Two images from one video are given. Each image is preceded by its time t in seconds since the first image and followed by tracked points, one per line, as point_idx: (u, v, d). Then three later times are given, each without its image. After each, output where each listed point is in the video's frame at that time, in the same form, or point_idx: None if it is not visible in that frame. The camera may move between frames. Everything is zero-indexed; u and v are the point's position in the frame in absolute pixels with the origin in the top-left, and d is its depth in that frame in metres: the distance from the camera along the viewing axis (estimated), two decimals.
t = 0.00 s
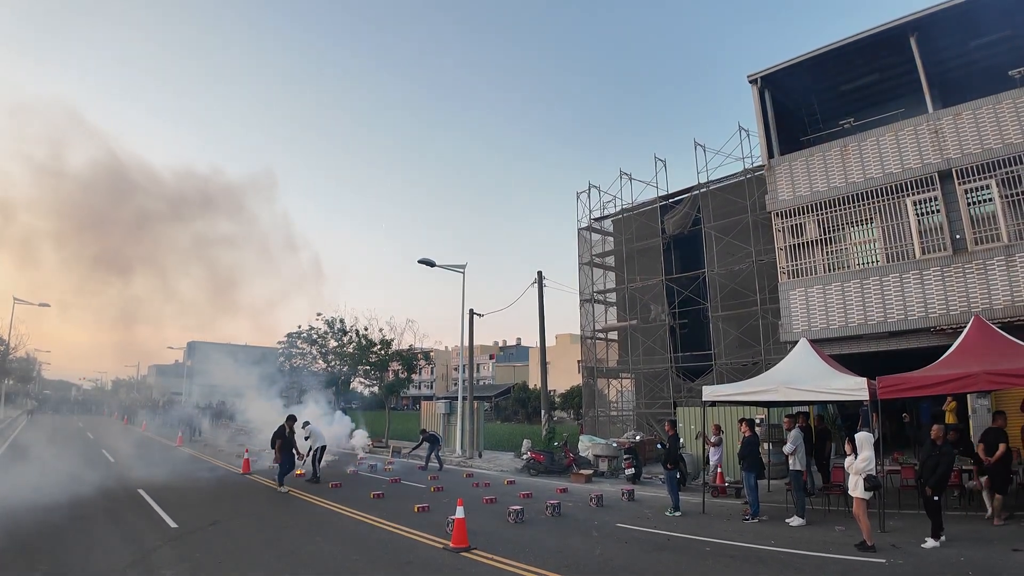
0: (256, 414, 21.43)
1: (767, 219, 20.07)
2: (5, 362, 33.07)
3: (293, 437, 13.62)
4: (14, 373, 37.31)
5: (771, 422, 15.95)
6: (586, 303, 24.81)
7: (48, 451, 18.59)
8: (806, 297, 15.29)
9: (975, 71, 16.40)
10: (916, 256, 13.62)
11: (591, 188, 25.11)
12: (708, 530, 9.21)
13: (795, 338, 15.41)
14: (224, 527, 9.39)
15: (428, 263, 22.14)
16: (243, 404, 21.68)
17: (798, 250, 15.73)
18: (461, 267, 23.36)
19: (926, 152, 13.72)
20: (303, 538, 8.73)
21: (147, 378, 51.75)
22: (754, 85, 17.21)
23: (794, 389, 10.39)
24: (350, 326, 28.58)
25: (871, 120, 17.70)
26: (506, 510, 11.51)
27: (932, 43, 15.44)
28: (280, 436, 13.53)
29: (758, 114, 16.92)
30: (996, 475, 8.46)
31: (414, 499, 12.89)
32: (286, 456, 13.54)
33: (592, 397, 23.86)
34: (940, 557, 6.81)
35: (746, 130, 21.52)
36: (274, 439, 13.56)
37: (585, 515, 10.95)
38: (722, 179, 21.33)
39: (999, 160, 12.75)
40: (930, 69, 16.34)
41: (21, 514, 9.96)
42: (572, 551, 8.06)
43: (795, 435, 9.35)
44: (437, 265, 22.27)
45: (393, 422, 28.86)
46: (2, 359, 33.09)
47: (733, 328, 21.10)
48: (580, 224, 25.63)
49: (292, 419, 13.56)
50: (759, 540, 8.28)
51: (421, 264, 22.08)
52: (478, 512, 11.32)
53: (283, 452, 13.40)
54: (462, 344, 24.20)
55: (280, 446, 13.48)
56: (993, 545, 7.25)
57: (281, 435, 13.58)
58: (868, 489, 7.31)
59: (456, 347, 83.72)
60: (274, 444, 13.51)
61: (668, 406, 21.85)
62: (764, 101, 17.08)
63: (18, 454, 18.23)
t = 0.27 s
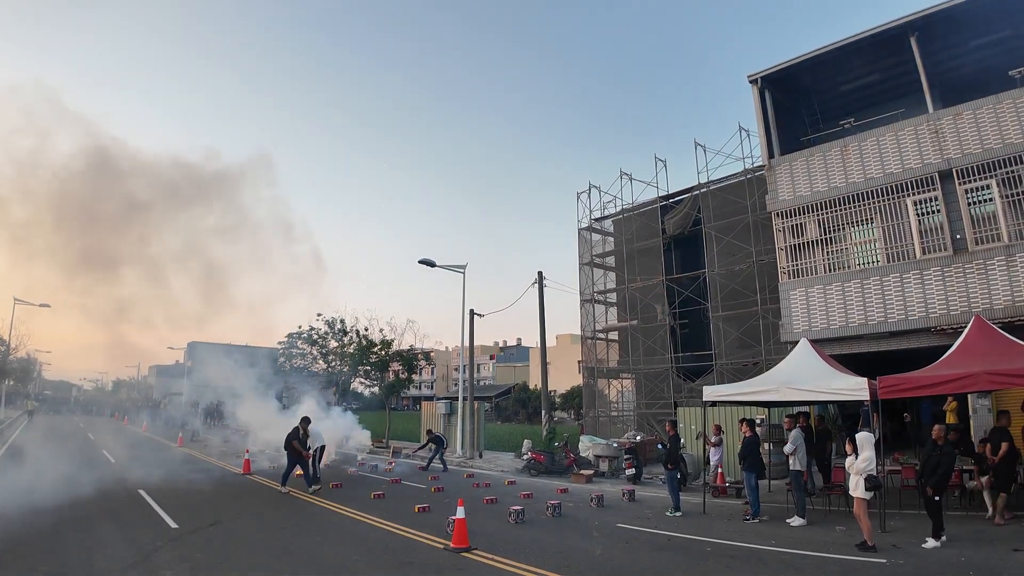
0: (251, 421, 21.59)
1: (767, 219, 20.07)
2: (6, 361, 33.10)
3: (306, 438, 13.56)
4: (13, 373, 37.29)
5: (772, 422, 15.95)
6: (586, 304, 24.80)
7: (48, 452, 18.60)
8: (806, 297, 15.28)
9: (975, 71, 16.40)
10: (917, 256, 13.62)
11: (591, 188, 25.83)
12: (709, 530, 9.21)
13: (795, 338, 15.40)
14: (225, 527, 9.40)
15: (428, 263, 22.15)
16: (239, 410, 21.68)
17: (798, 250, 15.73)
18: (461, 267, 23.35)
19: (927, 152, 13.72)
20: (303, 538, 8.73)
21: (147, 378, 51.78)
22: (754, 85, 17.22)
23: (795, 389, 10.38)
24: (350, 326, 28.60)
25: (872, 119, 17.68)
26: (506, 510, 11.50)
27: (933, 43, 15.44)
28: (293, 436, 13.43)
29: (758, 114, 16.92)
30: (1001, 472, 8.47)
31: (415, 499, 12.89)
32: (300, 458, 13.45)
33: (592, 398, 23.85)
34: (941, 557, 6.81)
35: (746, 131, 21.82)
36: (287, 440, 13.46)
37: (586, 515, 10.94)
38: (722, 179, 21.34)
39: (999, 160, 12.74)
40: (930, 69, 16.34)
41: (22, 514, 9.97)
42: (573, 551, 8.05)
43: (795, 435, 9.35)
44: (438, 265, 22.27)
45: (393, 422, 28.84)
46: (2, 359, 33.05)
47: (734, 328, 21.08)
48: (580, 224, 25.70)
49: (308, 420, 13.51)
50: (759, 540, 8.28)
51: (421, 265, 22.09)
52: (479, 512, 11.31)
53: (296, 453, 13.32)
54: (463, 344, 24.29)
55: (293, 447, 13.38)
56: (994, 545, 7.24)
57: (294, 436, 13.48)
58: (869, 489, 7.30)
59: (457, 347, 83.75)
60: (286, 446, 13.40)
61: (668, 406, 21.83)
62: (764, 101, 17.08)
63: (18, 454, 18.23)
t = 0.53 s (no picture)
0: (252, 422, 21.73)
1: (768, 219, 20.06)
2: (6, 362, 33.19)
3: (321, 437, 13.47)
4: (15, 374, 37.34)
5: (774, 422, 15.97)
6: (587, 304, 24.80)
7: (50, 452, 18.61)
8: (808, 298, 15.27)
9: (976, 71, 16.40)
10: (918, 256, 13.61)
11: (591, 189, 25.74)
12: (710, 530, 9.20)
13: (796, 338, 15.40)
14: (226, 527, 9.41)
15: (429, 263, 22.15)
16: (239, 410, 21.79)
17: (799, 250, 15.72)
18: (462, 268, 23.29)
19: (927, 152, 13.71)
20: (305, 538, 8.75)
21: (148, 378, 51.81)
22: (755, 85, 17.21)
23: (796, 389, 10.38)
24: (351, 326, 28.63)
25: (873, 119, 17.67)
26: (507, 510, 11.49)
27: (934, 43, 15.44)
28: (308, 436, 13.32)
29: (759, 114, 16.92)
30: (1007, 469, 8.63)
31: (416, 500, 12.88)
32: (315, 458, 13.37)
33: (593, 398, 23.87)
34: (943, 557, 6.80)
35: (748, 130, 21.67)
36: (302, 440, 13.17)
37: (587, 515, 10.93)
38: (723, 179, 21.36)
39: (1000, 160, 12.73)
40: (932, 69, 16.32)
41: (24, 514, 10.00)
42: (574, 552, 8.03)
43: (796, 435, 9.36)
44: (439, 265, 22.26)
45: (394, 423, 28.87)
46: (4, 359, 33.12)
47: (735, 328, 21.07)
48: (581, 224, 25.71)
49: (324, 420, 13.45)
50: (761, 540, 8.27)
51: (423, 265, 22.10)
52: (480, 513, 11.31)
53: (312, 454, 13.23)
54: (462, 343, 24.26)
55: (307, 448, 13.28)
56: (995, 546, 7.23)
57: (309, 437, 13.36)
58: (870, 489, 7.29)
59: (458, 348, 83.82)
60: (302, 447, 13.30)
61: (669, 406, 21.84)
62: (765, 101, 17.06)
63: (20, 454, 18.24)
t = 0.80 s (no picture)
0: (243, 423, 21.69)
1: (769, 219, 20.06)
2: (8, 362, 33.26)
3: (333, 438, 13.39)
4: (16, 375, 37.40)
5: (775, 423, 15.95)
6: (588, 304, 24.81)
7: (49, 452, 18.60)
8: (809, 298, 15.26)
9: (977, 70, 16.38)
10: (918, 256, 13.60)
11: (590, 189, 25.45)
12: (711, 531, 9.19)
13: (797, 338, 15.38)
14: (227, 527, 9.42)
15: (430, 264, 22.15)
16: (235, 411, 21.81)
17: (800, 250, 15.71)
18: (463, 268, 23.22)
19: (928, 152, 13.71)
20: (305, 539, 8.75)
21: (149, 379, 51.86)
22: (755, 85, 17.22)
23: (797, 389, 10.37)
24: (351, 327, 28.67)
25: (874, 119, 17.66)
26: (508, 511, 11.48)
27: (935, 43, 15.43)
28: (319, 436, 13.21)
29: (760, 114, 16.93)
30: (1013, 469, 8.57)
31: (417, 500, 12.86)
32: (323, 458, 13.41)
33: (593, 398, 23.86)
34: (944, 558, 6.79)
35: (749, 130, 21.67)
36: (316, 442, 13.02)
37: (588, 516, 10.92)
38: (724, 179, 21.36)
39: (1001, 160, 12.72)
40: (933, 69, 16.31)
41: (26, 515, 10.01)
42: (575, 552, 8.02)
43: (798, 435, 9.36)
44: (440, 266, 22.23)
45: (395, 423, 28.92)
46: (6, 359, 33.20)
47: (736, 328, 21.06)
48: (581, 224, 25.67)
49: (337, 422, 13.34)
50: (762, 541, 8.26)
51: (424, 265, 22.10)
52: (481, 513, 11.30)
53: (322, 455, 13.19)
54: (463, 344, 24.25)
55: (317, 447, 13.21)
56: (997, 546, 7.21)
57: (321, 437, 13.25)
58: (871, 490, 7.28)
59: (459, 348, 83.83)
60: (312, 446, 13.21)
61: (669, 406, 21.84)
62: (766, 101, 17.06)
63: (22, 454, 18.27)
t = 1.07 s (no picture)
0: (241, 425, 21.79)
1: (769, 219, 20.04)
2: (9, 363, 33.34)
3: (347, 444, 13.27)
4: (18, 376, 37.48)
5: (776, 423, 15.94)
6: (588, 304, 24.83)
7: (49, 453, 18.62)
8: (809, 298, 15.25)
9: (979, 70, 16.35)
10: (919, 256, 13.58)
11: (591, 190, 25.57)
12: (711, 531, 9.18)
13: (798, 339, 15.37)
14: (227, 528, 9.42)
15: (431, 264, 22.14)
16: (231, 411, 21.98)
17: (801, 250, 15.70)
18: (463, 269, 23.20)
19: (929, 152, 13.70)
20: (306, 539, 8.75)
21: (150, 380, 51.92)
22: (756, 85, 17.21)
23: (797, 389, 10.35)
24: (352, 327, 28.72)
25: (875, 119, 17.64)
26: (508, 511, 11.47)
27: (936, 43, 15.41)
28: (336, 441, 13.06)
29: (760, 115, 16.92)
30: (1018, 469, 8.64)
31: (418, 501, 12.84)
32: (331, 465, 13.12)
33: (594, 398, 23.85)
34: (945, 558, 6.78)
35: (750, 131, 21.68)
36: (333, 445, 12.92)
37: (589, 516, 10.92)
38: (724, 179, 21.35)
39: (1002, 160, 12.70)
40: (934, 68, 16.28)
41: (26, 515, 10.02)
42: (574, 553, 8.02)
43: (799, 436, 9.36)
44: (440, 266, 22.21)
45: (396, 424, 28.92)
46: (8, 360, 33.28)
47: (736, 328, 21.05)
48: (582, 225, 25.68)
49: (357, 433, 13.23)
50: (763, 541, 8.24)
51: (425, 266, 22.10)
52: (481, 514, 11.29)
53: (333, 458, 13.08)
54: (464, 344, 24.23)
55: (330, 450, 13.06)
56: (999, 547, 7.20)
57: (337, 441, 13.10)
58: (872, 490, 7.27)
59: (459, 349, 83.84)
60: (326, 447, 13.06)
61: (670, 407, 21.83)
62: (766, 101, 17.05)
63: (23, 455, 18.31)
